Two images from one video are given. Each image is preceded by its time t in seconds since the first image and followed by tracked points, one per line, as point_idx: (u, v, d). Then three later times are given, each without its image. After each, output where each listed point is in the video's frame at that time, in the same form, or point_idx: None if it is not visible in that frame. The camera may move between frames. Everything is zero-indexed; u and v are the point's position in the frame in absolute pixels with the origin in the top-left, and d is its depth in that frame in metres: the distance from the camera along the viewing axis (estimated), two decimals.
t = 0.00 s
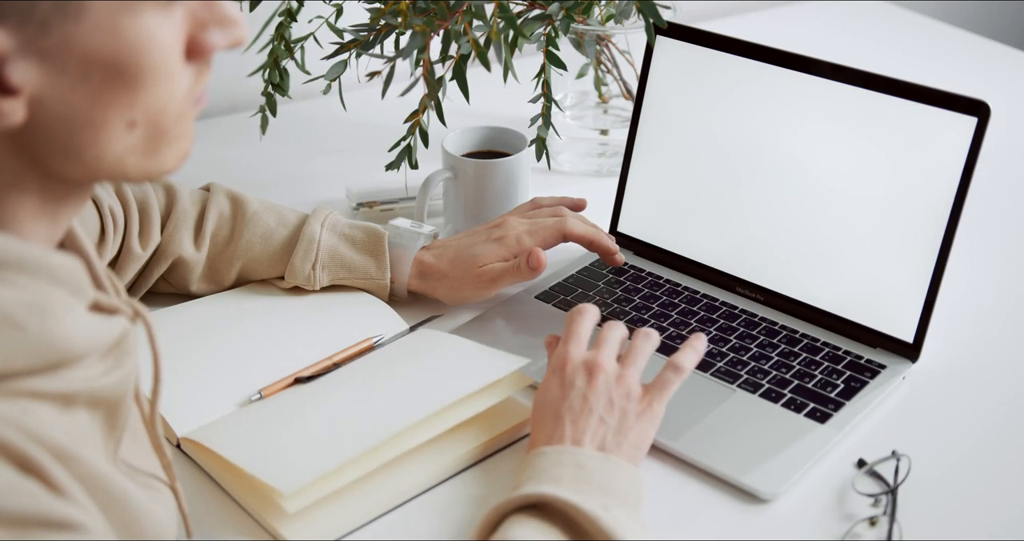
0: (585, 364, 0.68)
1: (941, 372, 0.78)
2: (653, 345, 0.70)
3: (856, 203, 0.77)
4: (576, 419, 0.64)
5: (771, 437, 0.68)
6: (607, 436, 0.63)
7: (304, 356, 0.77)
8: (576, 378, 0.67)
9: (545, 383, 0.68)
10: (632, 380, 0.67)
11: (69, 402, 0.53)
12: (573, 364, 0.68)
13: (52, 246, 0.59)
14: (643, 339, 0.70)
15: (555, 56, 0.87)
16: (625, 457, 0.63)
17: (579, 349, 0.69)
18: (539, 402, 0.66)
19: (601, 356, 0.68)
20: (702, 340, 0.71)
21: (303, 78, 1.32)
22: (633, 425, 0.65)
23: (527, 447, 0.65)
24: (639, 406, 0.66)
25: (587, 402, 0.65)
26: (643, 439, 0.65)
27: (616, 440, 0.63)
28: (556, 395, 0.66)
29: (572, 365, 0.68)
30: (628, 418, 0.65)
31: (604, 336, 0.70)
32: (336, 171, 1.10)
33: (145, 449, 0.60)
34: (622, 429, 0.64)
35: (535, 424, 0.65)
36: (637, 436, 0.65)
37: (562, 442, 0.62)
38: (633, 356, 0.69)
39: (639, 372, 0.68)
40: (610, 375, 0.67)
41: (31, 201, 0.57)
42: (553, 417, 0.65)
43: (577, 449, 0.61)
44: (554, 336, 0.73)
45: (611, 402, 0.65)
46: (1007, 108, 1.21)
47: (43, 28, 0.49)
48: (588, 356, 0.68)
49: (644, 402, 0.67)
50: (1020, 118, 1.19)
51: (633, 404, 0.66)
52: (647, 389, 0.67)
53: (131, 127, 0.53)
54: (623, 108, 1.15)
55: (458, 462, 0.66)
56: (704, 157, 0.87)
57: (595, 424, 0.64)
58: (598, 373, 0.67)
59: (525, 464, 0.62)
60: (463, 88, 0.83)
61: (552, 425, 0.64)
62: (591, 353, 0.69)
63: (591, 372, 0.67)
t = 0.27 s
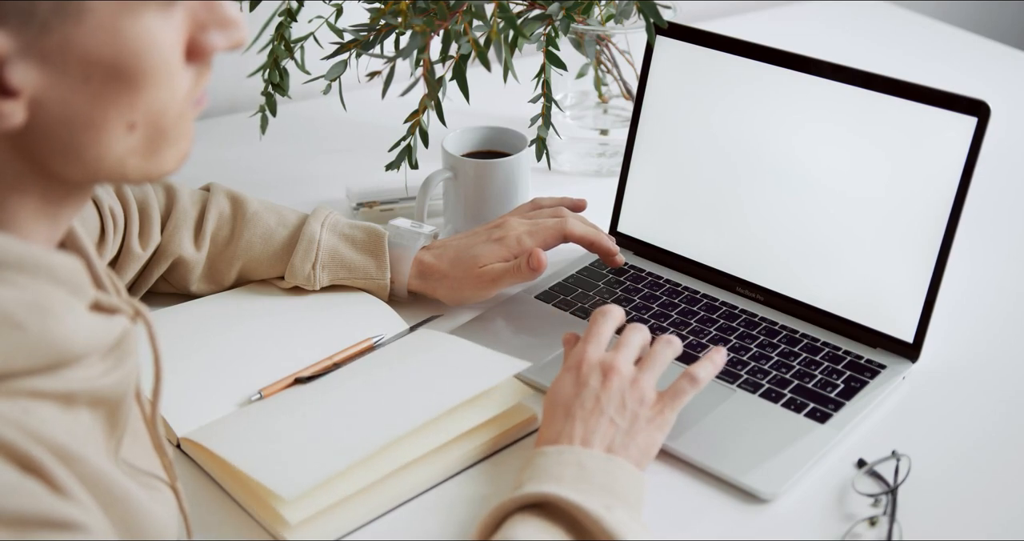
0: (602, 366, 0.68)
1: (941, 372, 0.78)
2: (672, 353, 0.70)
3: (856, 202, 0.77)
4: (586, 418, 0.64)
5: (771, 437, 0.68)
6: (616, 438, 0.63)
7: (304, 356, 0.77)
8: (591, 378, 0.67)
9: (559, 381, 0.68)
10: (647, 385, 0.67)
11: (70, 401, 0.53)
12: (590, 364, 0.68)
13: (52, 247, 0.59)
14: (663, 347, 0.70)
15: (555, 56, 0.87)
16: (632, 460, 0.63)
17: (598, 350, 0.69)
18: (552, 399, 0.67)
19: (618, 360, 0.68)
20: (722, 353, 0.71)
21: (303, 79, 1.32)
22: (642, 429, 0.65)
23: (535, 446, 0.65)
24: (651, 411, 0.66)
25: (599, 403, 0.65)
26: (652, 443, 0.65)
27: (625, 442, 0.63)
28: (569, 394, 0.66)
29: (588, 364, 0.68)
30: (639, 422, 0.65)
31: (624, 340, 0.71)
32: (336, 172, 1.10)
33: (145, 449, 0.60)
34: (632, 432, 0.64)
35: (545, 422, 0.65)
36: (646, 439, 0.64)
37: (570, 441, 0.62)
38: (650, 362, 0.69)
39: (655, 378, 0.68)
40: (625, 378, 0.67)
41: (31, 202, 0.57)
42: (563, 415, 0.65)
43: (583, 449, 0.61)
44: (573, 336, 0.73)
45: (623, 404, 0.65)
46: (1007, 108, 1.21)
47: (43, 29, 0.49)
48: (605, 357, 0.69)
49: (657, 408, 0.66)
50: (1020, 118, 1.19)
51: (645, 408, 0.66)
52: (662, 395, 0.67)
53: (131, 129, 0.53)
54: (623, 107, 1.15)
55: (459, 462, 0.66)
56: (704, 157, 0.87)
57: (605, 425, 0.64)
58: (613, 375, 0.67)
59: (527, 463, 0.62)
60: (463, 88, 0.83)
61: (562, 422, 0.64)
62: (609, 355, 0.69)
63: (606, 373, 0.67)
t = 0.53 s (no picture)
0: (592, 359, 0.68)
1: (941, 372, 0.78)
2: (653, 340, 0.71)
3: (857, 202, 0.77)
4: (586, 413, 0.64)
5: (771, 436, 0.68)
6: (618, 432, 0.63)
7: (304, 356, 0.77)
8: (584, 372, 0.67)
9: (550, 377, 0.68)
10: (637, 375, 0.68)
11: (72, 402, 0.53)
12: (580, 358, 0.68)
13: (52, 247, 0.59)
14: (644, 335, 0.71)
15: (555, 56, 0.87)
16: (635, 453, 0.63)
17: (584, 344, 0.69)
18: (547, 396, 0.66)
19: (607, 352, 0.68)
20: (698, 337, 0.72)
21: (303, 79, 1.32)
22: (641, 421, 0.65)
23: (535, 445, 0.65)
24: (645, 402, 0.67)
25: (596, 397, 0.65)
26: (650, 434, 0.65)
27: (626, 435, 0.64)
28: (565, 389, 0.66)
29: (579, 360, 0.68)
30: (637, 414, 0.65)
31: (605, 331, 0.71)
32: (337, 172, 1.10)
33: (146, 450, 0.59)
34: (631, 424, 0.65)
35: (543, 420, 0.65)
36: (645, 431, 0.65)
37: (574, 438, 0.62)
38: (636, 352, 0.70)
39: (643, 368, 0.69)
40: (617, 370, 0.67)
41: (31, 203, 0.57)
42: (563, 411, 0.64)
43: (587, 448, 0.61)
44: (552, 331, 0.73)
45: (619, 397, 0.66)
46: (1007, 108, 1.21)
47: (44, 32, 0.49)
48: (593, 351, 0.69)
49: (650, 398, 0.67)
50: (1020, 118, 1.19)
51: (640, 399, 0.67)
52: (652, 384, 0.68)
53: (132, 130, 0.53)
54: (623, 107, 1.15)
55: (459, 462, 0.67)
56: (704, 157, 0.87)
57: (606, 418, 0.64)
58: (607, 368, 0.67)
59: (531, 462, 0.62)
60: (463, 88, 0.83)
61: (563, 418, 0.64)
62: (597, 348, 0.69)
63: (598, 366, 0.67)
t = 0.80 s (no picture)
0: (604, 356, 0.68)
1: (941, 372, 0.78)
2: (670, 338, 0.71)
3: (856, 202, 0.77)
4: (594, 413, 0.64)
5: (771, 436, 0.68)
6: (624, 432, 0.63)
7: (304, 356, 0.77)
8: (594, 370, 0.67)
9: (561, 373, 0.68)
10: (649, 374, 0.68)
11: (74, 401, 0.53)
12: (592, 355, 0.68)
13: (52, 247, 0.59)
14: (661, 332, 0.70)
15: (555, 56, 0.87)
16: (640, 453, 0.63)
17: (598, 340, 0.69)
18: (557, 392, 0.66)
19: (620, 350, 0.68)
20: (716, 334, 0.72)
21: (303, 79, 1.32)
22: (649, 421, 0.65)
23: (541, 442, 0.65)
24: (654, 402, 0.67)
25: (605, 396, 0.65)
26: (658, 435, 0.65)
27: (632, 436, 0.64)
28: (574, 387, 0.66)
29: (590, 357, 0.68)
30: (645, 414, 0.65)
31: (622, 327, 0.71)
32: (337, 172, 1.10)
33: (146, 450, 0.59)
34: (639, 424, 0.64)
35: (550, 417, 0.65)
36: (652, 432, 0.65)
37: (579, 438, 0.62)
38: (650, 350, 0.69)
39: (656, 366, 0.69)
40: (628, 369, 0.67)
41: (31, 203, 0.56)
42: (570, 409, 0.65)
43: (592, 448, 0.61)
44: (570, 322, 0.73)
45: (628, 396, 0.66)
46: (1007, 108, 1.21)
47: (44, 33, 0.49)
48: (606, 348, 0.68)
49: (661, 397, 0.67)
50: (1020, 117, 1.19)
51: (649, 399, 0.66)
52: (663, 383, 0.68)
53: (132, 131, 0.53)
54: (623, 107, 1.15)
55: (459, 462, 0.67)
56: (704, 157, 0.87)
57: (613, 418, 0.64)
58: (617, 366, 0.67)
59: (534, 462, 0.62)
60: (463, 88, 0.83)
61: (570, 417, 0.64)
62: (609, 345, 0.69)
63: (609, 364, 0.67)
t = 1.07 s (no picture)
0: (589, 355, 0.68)
1: (941, 372, 0.78)
2: (651, 335, 0.71)
3: (856, 202, 0.77)
4: (584, 412, 0.64)
5: (771, 436, 0.68)
6: (616, 430, 0.64)
7: (304, 356, 0.77)
8: (581, 370, 0.67)
9: (548, 375, 0.68)
10: (636, 371, 0.68)
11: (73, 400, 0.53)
12: (577, 355, 0.68)
13: (50, 247, 0.59)
14: (642, 330, 0.71)
15: (554, 56, 0.87)
16: (633, 451, 0.63)
17: (582, 340, 0.69)
18: (545, 394, 0.66)
19: (604, 348, 0.68)
20: (696, 327, 0.72)
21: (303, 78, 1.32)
22: (639, 418, 0.65)
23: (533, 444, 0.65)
24: (643, 398, 0.67)
25: (594, 395, 0.65)
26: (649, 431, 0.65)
27: (625, 433, 0.64)
28: (562, 388, 0.66)
29: (576, 356, 0.68)
30: (635, 411, 0.65)
31: (603, 326, 0.71)
32: (337, 172, 1.10)
33: (146, 450, 0.59)
34: (630, 421, 0.65)
35: (541, 419, 0.65)
36: (643, 428, 0.65)
37: (571, 439, 0.62)
38: (633, 347, 0.69)
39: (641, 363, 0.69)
40: (614, 367, 0.67)
41: (30, 202, 0.57)
42: (560, 410, 0.64)
43: (585, 447, 0.61)
44: (552, 324, 0.73)
45: (617, 394, 0.66)
46: (1007, 108, 1.21)
47: (42, 32, 0.49)
48: (591, 347, 0.69)
49: (648, 393, 0.67)
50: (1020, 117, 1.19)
51: (637, 396, 0.66)
52: (649, 379, 0.68)
53: (130, 130, 0.53)
54: (623, 107, 1.15)
55: (459, 462, 0.67)
56: (704, 157, 0.87)
57: (603, 417, 0.64)
58: (603, 365, 0.67)
59: (532, 462, 0.62)
60: (463, 88, 0.83)
61: (560, 418, 0.64)
62: (594, 344, 0.69)
63: (595, 363, 0.67)
